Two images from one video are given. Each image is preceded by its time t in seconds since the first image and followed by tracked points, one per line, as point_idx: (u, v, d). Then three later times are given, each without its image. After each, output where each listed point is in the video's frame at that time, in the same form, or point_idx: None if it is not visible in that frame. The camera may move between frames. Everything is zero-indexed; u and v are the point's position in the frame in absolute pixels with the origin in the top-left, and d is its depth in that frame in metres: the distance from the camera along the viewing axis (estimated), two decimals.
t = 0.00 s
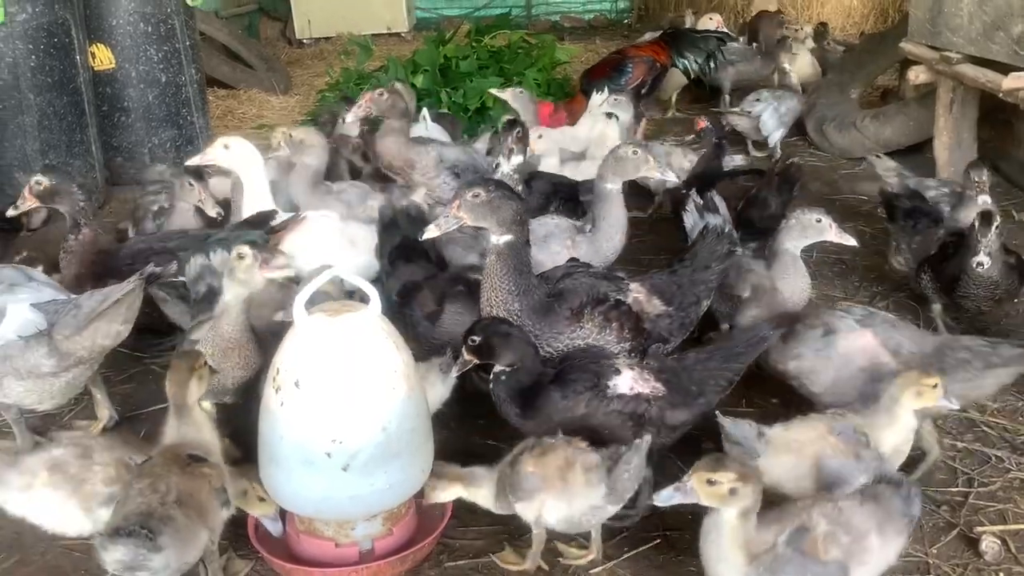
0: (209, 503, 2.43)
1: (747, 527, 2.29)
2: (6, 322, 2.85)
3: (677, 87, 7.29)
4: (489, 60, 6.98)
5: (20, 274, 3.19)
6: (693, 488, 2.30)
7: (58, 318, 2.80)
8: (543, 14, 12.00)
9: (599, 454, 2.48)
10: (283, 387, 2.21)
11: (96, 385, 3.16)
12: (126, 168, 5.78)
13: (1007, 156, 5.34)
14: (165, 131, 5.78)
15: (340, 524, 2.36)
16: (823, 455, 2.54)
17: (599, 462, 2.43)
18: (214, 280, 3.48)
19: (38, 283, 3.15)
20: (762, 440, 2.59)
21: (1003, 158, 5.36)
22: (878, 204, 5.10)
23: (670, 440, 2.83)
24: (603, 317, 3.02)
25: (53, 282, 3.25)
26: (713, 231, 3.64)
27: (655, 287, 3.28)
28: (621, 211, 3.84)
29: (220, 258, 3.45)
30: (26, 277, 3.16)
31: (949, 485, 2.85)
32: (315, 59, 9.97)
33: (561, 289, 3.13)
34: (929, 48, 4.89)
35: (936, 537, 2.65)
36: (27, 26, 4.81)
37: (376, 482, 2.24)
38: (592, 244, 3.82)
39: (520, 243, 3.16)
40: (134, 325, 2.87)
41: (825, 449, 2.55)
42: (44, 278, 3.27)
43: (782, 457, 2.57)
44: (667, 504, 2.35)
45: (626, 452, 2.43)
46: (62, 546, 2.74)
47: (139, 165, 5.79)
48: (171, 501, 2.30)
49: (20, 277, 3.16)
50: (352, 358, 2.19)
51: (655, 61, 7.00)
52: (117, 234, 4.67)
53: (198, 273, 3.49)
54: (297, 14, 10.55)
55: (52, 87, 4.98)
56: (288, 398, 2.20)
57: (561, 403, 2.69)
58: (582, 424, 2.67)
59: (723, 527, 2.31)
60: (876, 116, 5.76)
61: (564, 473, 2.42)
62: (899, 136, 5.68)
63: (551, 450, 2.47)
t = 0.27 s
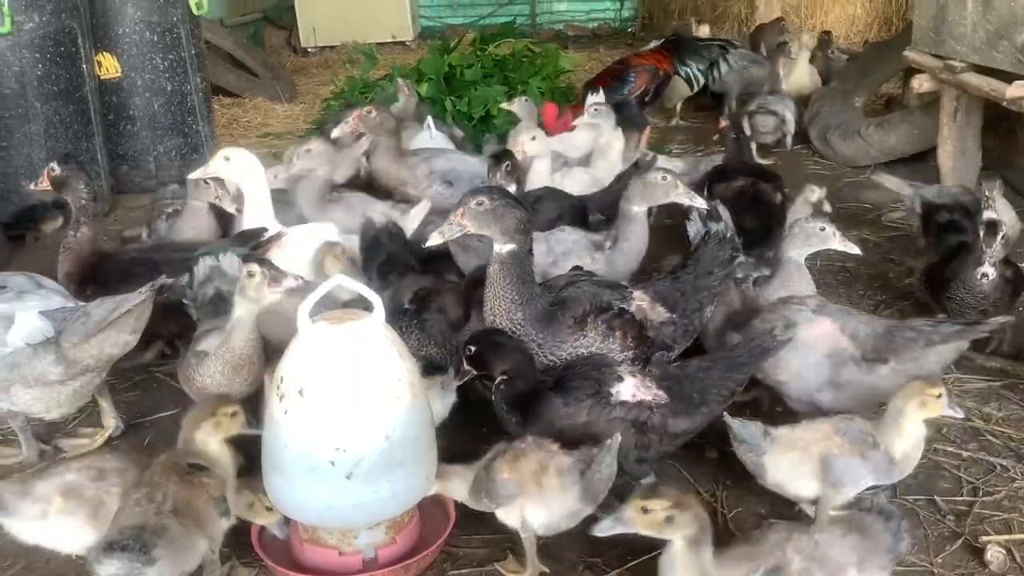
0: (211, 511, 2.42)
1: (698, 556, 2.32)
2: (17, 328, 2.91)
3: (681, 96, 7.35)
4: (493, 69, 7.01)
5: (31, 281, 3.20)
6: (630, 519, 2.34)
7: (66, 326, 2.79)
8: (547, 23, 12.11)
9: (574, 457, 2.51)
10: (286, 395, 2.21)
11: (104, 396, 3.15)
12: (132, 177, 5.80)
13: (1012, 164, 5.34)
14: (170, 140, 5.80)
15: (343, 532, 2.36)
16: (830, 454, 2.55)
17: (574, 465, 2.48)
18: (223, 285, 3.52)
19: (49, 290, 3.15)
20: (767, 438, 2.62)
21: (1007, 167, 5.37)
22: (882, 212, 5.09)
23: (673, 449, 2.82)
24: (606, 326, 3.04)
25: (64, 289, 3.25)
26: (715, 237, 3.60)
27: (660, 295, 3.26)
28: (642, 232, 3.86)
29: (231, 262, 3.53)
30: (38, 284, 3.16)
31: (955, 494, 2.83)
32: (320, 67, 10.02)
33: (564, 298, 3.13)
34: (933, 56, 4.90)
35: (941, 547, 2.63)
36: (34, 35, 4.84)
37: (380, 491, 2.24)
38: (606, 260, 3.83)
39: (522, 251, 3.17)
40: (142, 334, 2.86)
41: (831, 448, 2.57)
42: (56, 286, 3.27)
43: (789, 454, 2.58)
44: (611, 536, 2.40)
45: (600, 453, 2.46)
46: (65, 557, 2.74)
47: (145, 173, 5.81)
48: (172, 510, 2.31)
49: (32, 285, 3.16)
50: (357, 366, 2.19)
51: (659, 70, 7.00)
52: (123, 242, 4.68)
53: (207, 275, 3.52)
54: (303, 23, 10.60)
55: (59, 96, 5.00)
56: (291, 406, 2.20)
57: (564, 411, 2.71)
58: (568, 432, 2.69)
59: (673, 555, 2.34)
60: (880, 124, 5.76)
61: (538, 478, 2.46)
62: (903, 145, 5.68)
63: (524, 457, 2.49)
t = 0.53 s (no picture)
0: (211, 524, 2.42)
1: (595, 551, 2.31)
2: (19, 339, 2.92)
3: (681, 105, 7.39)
4: (494, 78, 7.03)
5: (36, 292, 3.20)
6: (534, 510, 2.36)
7: (67, 339, 2.80)
8: (547, 32, 12.21)
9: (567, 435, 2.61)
10: (288, 405, 2.22)
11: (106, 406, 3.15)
12: (133, 187, 5.81)
13: (1012, 173, 5.35)
14: (172, 150, 5.82)
15: (344, 543, 2.36)
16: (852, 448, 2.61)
17: (571, 436, 2.58)
18: (215, 304, 3.55)
19: (55, 303, 3.15)
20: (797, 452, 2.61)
21: (1008, 175, 5.38)
22: (882, 221, 5.10)
23: (669, 457, 2.78)
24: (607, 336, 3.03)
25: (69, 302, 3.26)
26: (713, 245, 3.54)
27: (663, 303, 3.21)
28: (648, 245, 3.94)
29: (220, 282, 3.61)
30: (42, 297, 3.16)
31: (957, 503, 2.82)
32: (322, 76, 10.06)
33: (564, 307, 3.12)
34: (933, 65, 4.92)
35: (944, 557, 2.62)
36: (37, 46, 4.86)
37: (381, 501, 2.24)
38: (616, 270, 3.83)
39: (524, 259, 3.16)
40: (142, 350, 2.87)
41: (855, 443, 2.62)
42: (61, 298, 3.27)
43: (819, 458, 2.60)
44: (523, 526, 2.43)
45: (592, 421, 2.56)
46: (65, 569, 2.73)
47: (147, 184, 5.82)
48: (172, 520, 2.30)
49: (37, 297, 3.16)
50: (359, 377, 2.19)
51: (659, 80, 7.02)
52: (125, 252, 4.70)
53: (197, 297, 3.55)
54: (305, 33, 10.65)
55: (61, 106, 5.02)
56: (293, 416, 2.20)
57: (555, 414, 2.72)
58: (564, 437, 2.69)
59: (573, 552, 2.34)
60: (881, 133, 5.76)
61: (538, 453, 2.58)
62: (902, 153, 5.68)
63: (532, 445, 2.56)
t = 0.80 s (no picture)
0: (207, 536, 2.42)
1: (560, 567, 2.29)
2: (15, 355, 2.90)
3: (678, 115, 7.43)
4: (492, 90, 7.05)
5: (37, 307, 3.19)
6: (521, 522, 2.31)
7: (66, 353, 2.80)
8: (545, 44, 12.35)
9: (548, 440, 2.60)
10: (285, 418, 2.21)
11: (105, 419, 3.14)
12: (132, 199, 5.82)
13: (1009, 183, 5.36)
14: (171, 162, 5.83)
15: (342, 556, 2.36)
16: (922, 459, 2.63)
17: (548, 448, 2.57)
18: (218, 313, 3.40)
19: (55, 317, 3.15)
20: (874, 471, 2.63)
21: (1005, 185, 5.39)
22: (880, 231, 5.11)
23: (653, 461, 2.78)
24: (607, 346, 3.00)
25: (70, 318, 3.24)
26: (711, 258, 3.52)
27: (662, 314, 3.18)
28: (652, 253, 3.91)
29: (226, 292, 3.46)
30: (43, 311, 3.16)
31: (956, 514, 2.81)
32: (321, 88, 10.09)
33: (564, 319, 3.11)
34: (929, 76, 4.95)
35: (943, 568, 2.60)
36: (36, 58, 4.88)
37: (378, 514, 2.24)
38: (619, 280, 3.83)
39: (520, 267, 3.17)
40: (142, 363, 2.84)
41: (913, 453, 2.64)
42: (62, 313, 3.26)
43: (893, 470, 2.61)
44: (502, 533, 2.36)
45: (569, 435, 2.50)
46: None
47: (145, 195, 5.83)
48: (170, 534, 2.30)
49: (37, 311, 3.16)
50: (357, 391, 2.19)
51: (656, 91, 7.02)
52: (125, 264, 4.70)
53: (200, 306, 3.39)
54: (304, 44, 10.69)
55: (61, 118, 5.03)
56: (290, 429, 2.20)
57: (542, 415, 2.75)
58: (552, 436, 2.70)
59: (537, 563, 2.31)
60: (878, 143, 5.78)
61: (522, 460, 2.57)
62: (900, 164, 5.70)
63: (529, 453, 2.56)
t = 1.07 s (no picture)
0: (201, 549, 2.41)
1: None
2: (9, 368, 2.85)
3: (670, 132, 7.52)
4: (490, 102, 7.07)
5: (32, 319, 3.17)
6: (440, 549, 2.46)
7: (61, 366, 2.79)
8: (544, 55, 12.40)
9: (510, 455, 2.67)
10: (279, 431, 2.21)
11: (99, 432, 3.13)
12: (129, 210, 5.81)
13: (1005, 195, 5.38)
14: (168, 172, 5.84)
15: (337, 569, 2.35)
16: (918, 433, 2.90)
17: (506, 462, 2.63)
18: (217, 317, 3.24)
19: (50, 330, 3.12)
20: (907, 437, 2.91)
21: (1001, 197, 5.41)
22: (875, 243, 5.13)
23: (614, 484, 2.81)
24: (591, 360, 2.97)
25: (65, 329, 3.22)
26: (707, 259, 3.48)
27: (659, 327, 3.17)
28: (653, 263, 3.89)
29: (226, 295, 3.30)
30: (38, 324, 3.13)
31: (953, 526, 2.80)
32: (318, 99, 10.11)
33: (555, 329, 3.09)
34: (923, 88, 4.98)
35: None
36: (33, 70, 4.89)
37: (372, 527, 2.24)
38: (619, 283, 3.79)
39: (517, 273, 3.15)
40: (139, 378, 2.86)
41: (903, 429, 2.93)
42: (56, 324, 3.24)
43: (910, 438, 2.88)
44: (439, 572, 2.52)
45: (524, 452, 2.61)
46: None
47: (142, 207, 5.83)
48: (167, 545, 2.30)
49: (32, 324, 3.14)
50: (351, 404, 2.18)
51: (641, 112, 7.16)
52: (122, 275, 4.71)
53: (198, 309, 3.24)
54: (302, 55, 10.71)
55: (58, 129, 5.04)
56: (285, 442, 2.20)
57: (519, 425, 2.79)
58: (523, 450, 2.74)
59: None
60: (874, 155, 5.80)
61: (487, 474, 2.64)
62: (896, 176, 5.71)
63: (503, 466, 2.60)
